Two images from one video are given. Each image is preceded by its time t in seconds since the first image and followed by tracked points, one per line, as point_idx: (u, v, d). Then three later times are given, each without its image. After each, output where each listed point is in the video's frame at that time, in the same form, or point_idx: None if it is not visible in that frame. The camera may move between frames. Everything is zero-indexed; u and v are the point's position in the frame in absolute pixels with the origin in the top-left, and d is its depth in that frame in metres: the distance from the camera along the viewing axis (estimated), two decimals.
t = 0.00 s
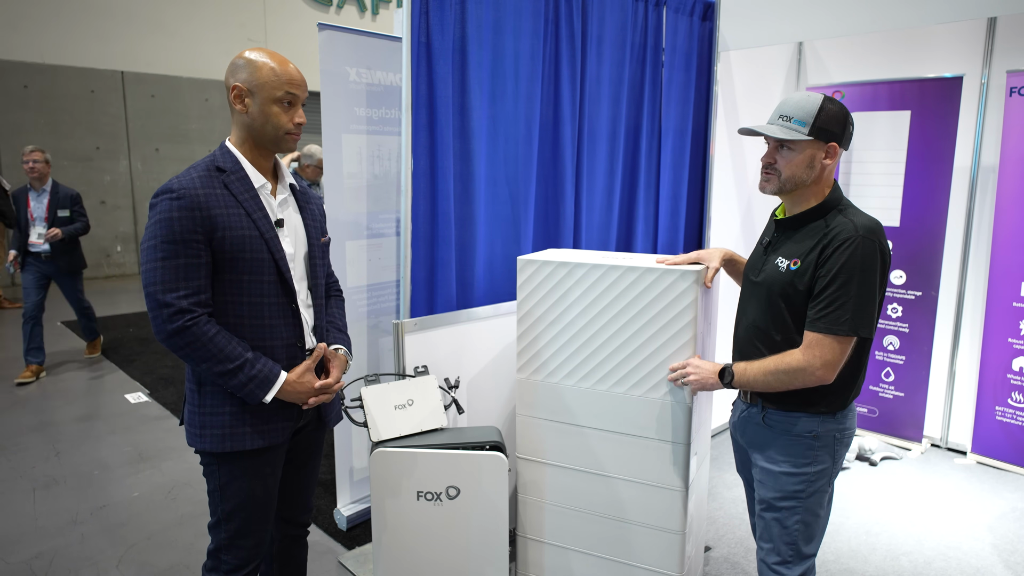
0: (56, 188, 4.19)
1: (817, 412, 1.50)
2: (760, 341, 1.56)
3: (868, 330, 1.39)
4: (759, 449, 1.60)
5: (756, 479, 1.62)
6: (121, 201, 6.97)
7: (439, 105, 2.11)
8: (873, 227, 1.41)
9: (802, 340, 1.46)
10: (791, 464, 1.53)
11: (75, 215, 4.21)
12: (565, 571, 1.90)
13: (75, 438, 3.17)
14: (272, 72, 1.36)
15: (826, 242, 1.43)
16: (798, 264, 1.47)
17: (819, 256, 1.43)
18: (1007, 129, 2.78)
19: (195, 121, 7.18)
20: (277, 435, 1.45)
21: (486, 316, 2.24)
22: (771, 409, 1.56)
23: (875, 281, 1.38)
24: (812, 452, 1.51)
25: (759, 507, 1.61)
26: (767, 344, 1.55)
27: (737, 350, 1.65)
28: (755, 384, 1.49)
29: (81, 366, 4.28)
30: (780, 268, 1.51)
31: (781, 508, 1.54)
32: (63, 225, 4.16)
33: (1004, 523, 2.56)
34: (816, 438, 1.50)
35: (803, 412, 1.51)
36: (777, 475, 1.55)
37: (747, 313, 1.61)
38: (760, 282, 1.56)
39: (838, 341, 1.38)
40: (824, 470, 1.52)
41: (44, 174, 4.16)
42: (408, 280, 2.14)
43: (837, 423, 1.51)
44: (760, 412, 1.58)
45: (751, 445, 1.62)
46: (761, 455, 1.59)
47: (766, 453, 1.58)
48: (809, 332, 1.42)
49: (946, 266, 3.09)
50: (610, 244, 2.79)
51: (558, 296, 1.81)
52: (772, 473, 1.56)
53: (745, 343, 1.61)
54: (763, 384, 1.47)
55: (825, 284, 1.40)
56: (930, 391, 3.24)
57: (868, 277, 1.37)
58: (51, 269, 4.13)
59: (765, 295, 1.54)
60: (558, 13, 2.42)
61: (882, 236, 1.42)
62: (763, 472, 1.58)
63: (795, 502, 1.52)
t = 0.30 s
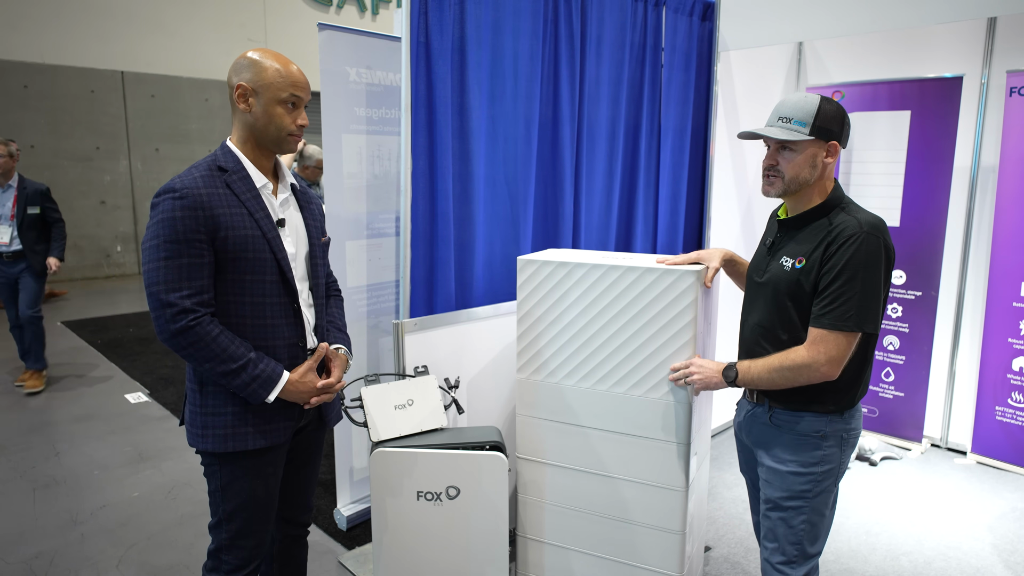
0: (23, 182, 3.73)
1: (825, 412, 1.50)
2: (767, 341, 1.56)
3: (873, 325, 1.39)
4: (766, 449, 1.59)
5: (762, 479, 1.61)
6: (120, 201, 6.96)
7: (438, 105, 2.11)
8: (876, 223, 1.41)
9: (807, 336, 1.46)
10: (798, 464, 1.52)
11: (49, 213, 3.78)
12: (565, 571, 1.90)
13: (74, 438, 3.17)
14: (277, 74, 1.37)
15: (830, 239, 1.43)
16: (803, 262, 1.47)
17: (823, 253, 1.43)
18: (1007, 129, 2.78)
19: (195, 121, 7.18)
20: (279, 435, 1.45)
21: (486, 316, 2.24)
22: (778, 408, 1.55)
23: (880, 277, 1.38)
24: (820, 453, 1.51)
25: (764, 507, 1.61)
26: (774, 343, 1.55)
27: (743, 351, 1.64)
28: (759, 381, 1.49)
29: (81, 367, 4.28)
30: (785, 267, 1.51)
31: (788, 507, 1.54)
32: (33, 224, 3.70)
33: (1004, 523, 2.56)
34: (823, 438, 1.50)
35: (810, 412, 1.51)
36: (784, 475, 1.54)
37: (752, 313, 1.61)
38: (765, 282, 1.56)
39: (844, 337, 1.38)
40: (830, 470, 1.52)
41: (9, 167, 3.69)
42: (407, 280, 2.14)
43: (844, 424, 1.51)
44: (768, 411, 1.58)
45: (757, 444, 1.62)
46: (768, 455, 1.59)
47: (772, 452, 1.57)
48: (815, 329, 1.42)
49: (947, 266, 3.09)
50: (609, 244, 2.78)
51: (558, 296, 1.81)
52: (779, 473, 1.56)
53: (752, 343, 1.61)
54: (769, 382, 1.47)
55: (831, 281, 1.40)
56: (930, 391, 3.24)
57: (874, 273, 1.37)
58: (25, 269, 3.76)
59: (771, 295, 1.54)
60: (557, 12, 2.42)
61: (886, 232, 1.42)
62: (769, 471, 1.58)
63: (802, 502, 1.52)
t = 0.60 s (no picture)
0: None
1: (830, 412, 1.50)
2: (770, 341, 1.56)
3: (875, 326, 1.39)
4: (770, 449, 1.59)
5: (767, 479, 1.61)
6: (120, 201, 6.96)
7: (436, 105, 2.11)
8: (877, 223, 1.41)
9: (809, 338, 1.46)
10: (803, 463, 1.52)
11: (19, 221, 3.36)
12: (565, 571, 1.90)
13: (74, 438, 3.17)
14: (277, 74, 1.37)
15: (831, 239, 1.42)
16: (803, 263, 1.47)
17: (824, 254, 1.43)
18: (1007, 129, 2.78)
19: (195, 121, 7.19)
20: (280, 435, 1.46)
21: (486, 316, 2.24)
22: (782, 408, 1.56)
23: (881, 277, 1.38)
24: (824, 452, 1.51)
25: (768, 507, 1.61)
26: (777, 344, 1.55)
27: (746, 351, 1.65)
28: (761, 381, 1.49)
29: (81, 367, 4.28)
30: (786, 268, 1.51)
31: (792, 508, 1.54)
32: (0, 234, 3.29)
33: (1004, 523, 2.56)
34: (828, 437, 1.50)
35: (815, 412, 1.51)
36: (789, 475, 1.54)
37: (755, 314, 1.61)
38: (767, 282, 1.56)
39: (845, 337, 1.38)
40: (835, 470, 1.52)
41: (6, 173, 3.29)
42: (406, 281, 2.15)
43: (848, 423, 1.51)
44: (771, 412, 1.58)
45: (762, 444, 1.62)
46: (773, 455, 1.59)
47: (777, 452, 1.58)
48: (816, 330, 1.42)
49: (947, 266, 3.09)
50: (609, 243, 2.78)
51: (558, 296, 1.81)
52: (783, 473, 1.56)
53: (754, 344, 1.61)
54: (769, 382, 1.47)
55: (831, 281, 1.40)
56: (930, 391, 3.24)
57: (874, 273, 1.37)
58: None
59: (772, 295, 1.54)
60: (555, 12, 2.42)
61: (887, 232, 1.42)
62: (774, 471, 1.58)
63: (806, 502, 1.52)
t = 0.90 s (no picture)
0: None
1: (830, 413, 1.50)
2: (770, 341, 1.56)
3: (875, 327, 1.39)
4: (771, 449, 1.59)
5: (767, 479, 1.61)
6: (120, 201, 6.96)
7: (435, 105, 2.11)
8: (879, 223, 1.41)
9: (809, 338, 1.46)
10: (804, 464, 1.52)
11: None
12: (565, 571, 1.90)
13: (74, 438, 3.17)
14: (276, 75, 1.37)
15: (833, 239, 1.42)
16: (805, 263, 1.47)
17: (825, 254, 1.43)
18: (1007, 130, 2.78)
19: (195, 121, 7.19)
20: (280, 435, 1.46)
21: (486, 316, 2.24)
22: (783, 409, 1.56)
23: (883, 278, 1.38)
24: (825, 453, 1.50)
25: (768, 507, 1.61)
26: (778, 344, 1.55)
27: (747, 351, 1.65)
28: (760, 382, 1.49)
29: (80, 367, 4.27)
30: (787, 268, 1.51)
31: (792, 509, 1.53)
32: None
33: (1004, 523, 2.57)
34: (828, 438, 1.50)
35: (816, 412, 1.51)
36: (789, 475, 1.54)
37: (757, 314, 1.61)
38: (768, 282, 1.56)
39: (846, 338, 1.38)
40: (836, 471, 1.52)
41: None
42: (405, 281, 2.15)
43: (849, 424, 1.51)
44: (772, 413, 1.58)
45: (763, 445, 1.62)
46: (773, 455, 1.59)
47: (778, 453, 1.58)
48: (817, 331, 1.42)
49: (947, 266, 3.09)
50: (608, 244, 2.78)
51: (558, 296, 1.81)
52: (784, 473, 1.56)
53: (756, 343, 1.61)
54: (769, 382, 1.47)
55: (832, 281, 1.40)
56: (930, 391, 3.24)
57: (875, 274, 1.37)
58: None
59: (773, 295, 1.54)
60: (553, 13, 2.42)
61: (889, 232, 1.42)
62: (774, 471, 1.58)
63: (807, 503, 1.52)
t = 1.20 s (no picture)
0: None
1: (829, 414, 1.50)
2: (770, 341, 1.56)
3: (879, 329, 1.39)
4: (769, 450, 1.60)
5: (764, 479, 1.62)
6: (120, 201, 6.96)
7: (434, 106, 2.11)
8: (882, 224, 1.41)
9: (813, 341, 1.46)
10: (801, 465, 1.52)
11: None
12: (565, 571, 1.90)
13: (74, 438, 3.17)
14: (274, 76, 1.37)
15: (836, 240, 1.42)
16: (807, 263, 1.47)
17: (828, 255, 1.43)
18: (1007, 130, 2.78)
19: (195, 121, 7.19)
20: (280, 435, 1.46)
21: (486, 316, 2.24)
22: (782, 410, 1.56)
23: (887, 280, 1.38)
24: (823, 454, 1.51)
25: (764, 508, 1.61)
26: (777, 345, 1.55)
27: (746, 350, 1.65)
28: (762, 386, 1.47)
29: (80, 367, 4.27)
30: (789, 268, 1.51)
31: (788, 509, 1.54)
32: None
33: (1004, 523, 2.57)
34: (826, 439, 1.50)
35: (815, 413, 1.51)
36: (785, 476, 1.55)
37: (757, 313, 1.61)
38: (769, 282, 1.56)
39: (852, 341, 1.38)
40: (833, 472, 1.52)
41: None
42: (404, 280, 2.17)
43: (847, 426, 1.51)
44: (770, 414, 1.58)
45: (760, 445, 1.62)
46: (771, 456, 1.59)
47: (775, 453, 1.58)
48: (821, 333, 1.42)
49: (947, 266, 3.09)
50: (608, 244, 2.78)
51: (559, 296, 1.81)
52: (780, 473, 1.56)
53: (754, 343, 1.61)
54: (770, 386, 1.46)
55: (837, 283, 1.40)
56: (930, 390, 3.24)
57: (878, 276, 1.37)
58: None
59: (774, 295, 1.54)
60: (552, 13, 2.42)
61: (891, 234, 1.42)
62: (771, 472, 1.58)
63: (803, 503, 1.52)
